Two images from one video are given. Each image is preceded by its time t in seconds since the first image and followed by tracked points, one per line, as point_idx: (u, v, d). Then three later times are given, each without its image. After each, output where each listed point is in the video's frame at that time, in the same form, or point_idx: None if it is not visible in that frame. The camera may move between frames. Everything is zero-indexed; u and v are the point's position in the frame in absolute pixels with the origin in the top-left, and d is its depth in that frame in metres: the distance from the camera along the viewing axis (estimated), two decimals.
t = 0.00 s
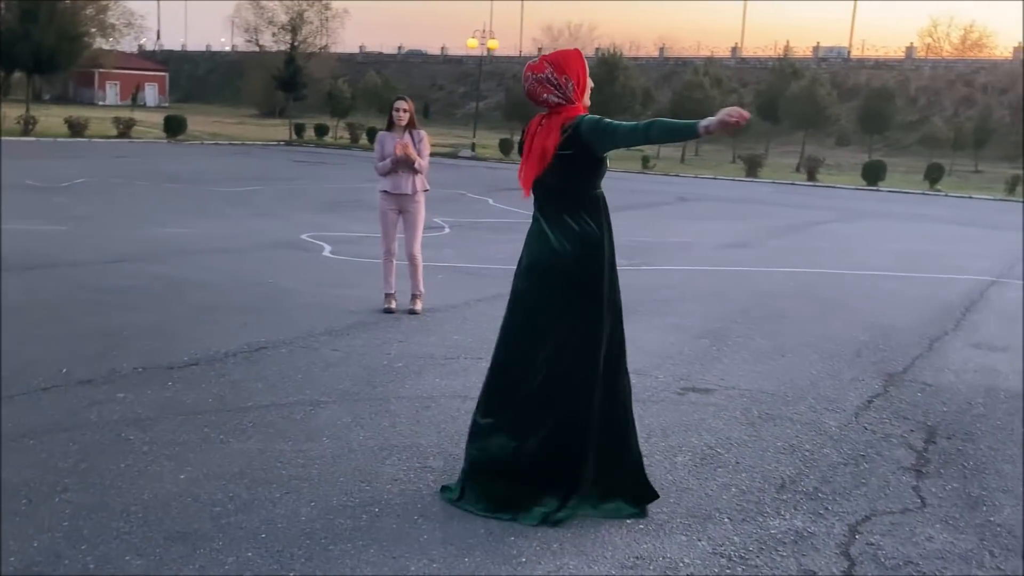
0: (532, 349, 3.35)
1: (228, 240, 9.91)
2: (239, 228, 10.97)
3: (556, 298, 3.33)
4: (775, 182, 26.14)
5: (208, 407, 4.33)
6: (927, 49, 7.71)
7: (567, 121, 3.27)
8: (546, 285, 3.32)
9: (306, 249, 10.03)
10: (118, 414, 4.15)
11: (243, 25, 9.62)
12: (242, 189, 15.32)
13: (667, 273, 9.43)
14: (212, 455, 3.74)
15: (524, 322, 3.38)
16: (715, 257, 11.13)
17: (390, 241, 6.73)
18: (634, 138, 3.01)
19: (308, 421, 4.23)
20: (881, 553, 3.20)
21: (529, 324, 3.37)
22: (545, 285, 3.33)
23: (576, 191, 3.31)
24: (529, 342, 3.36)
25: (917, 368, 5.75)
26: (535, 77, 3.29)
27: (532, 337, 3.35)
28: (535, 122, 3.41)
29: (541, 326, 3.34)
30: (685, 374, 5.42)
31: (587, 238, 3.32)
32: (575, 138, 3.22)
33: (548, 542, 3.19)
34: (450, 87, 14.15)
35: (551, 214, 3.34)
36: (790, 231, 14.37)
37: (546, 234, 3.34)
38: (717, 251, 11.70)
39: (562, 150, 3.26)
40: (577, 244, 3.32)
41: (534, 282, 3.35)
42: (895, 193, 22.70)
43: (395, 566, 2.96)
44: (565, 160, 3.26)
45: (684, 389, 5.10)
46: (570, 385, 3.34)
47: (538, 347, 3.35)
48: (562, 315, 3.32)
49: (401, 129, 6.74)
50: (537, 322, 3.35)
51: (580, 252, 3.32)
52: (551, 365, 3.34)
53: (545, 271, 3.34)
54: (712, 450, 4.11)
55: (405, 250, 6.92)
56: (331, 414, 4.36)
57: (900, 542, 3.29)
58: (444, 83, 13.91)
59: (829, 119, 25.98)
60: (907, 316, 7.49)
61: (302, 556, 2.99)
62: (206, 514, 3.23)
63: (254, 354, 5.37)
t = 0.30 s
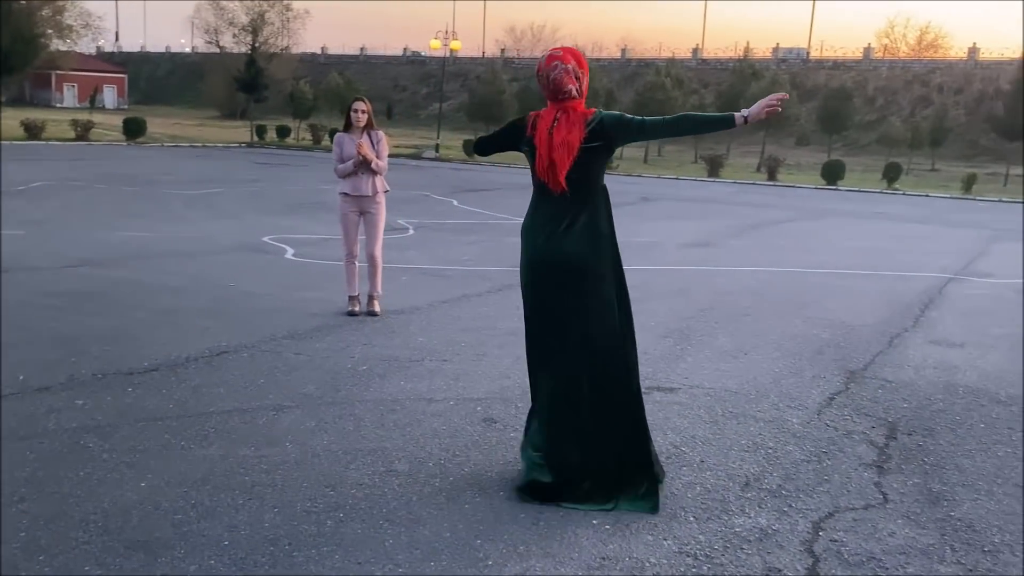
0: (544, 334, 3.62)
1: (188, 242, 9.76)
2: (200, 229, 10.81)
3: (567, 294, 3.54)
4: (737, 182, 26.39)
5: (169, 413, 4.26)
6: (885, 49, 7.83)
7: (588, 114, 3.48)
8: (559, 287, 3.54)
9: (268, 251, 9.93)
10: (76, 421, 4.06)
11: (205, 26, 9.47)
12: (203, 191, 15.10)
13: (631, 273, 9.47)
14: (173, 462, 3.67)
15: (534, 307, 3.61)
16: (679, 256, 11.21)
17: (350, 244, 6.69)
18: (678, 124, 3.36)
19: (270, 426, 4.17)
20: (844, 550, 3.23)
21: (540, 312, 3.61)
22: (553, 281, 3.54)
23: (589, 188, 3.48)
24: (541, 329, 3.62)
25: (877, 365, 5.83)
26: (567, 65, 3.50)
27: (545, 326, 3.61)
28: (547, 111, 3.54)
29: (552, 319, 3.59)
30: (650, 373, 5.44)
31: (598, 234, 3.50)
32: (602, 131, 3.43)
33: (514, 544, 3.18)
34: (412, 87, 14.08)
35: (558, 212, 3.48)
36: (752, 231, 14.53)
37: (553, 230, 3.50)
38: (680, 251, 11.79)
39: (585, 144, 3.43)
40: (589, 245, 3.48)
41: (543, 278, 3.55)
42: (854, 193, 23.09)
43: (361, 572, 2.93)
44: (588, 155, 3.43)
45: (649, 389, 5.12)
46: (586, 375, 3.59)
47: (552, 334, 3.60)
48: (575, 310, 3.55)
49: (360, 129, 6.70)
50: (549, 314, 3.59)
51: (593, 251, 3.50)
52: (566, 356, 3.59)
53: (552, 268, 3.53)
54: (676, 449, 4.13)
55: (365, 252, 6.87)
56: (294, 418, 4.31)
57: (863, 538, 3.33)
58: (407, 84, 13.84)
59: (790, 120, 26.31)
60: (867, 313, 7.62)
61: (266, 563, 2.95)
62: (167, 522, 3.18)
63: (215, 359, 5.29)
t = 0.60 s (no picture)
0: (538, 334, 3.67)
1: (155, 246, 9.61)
2: (166, 233, 10.65)
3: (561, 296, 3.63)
4: (706, 185, 26.57)
5: (137, 421, 4.17)
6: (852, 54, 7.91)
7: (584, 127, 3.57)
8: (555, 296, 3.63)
9: (236, 255, 9.81)
10: (41, 429, 3.96)
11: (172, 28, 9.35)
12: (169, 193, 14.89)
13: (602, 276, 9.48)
14: (141, 472, 3.60)
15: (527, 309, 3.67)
16: (650, 260, 11.25)
17: (321, 248, 6.62)
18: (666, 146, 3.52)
19: (241, 434, 4.10)
20: (819, 554, 3.24)
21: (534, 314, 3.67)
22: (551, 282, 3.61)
23: (585, 197, 3.60)
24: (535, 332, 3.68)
25: (848, 368, 5.88)
26: (573, 73, 3.58)
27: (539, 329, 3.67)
28: (549, 113, 3.57)
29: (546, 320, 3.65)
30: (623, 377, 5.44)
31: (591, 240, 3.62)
32: (598, 146, 3.55)
33: (490, 552, 3.15)
34: (382, 90, 14.01)
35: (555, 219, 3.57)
36: (722, 234, 14.64)
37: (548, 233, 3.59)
38: (651, 254, 11.84)
39: (583, 156, 3.53)
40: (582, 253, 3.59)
41: (539, 282, 3.62)
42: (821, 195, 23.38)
43: None
44: (585, 166, 3.54)
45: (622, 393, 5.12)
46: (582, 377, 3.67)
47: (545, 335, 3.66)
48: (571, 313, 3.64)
49: (331, 133, 6.64)
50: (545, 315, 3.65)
51: (589, 256, 3.61)
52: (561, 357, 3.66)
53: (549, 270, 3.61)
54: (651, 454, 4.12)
55: (336, 257, 6.80)
56: (264, 426, 4.24)
57: (837, 542, 3.34)
58: (376, 87, 13.78)
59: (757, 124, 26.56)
60: (837, 315, 7.70)
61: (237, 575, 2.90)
62: (136, 533, 3.11)
63: (183, 365, 5.20)
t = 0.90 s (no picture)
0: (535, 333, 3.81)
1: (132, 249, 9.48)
2: (143, 236, 10.52)
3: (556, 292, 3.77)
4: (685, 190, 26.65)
5: (115, 428, 4.10)
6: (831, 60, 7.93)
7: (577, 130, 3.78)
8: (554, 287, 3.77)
9: (214, 259, 9.70)
10: (17, 437, 3.88)
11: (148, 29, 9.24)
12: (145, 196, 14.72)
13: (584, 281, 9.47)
14: (120, 480, 3.53)
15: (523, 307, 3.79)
16: (631, 264, 11.25)
17: (302, 253, 6.56)
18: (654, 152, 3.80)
19: (221, 441, 4.04)
20: (806, 561, 3.24)
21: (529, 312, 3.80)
22: (551, 280, 3.75)
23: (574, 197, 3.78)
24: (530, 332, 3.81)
25: (831, 373, 5.90)
26: (568, 76, 3.78)
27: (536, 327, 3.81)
28: (546, 115, 3.76)
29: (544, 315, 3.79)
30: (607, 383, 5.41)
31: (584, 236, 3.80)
32: (592, 148, 3.78)
33: (475, 561, 3.12)
34: (361, 93, 13.95)
35: (551, 217, 3.74)
36: (702, 239, 14.69)
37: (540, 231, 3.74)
38: (632, 259, 11.84)
39: (577, 157, 3.74)
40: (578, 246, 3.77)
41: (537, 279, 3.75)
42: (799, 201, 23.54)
43: None
44: (579, 167, 3.75)
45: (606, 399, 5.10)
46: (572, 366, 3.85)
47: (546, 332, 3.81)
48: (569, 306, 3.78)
49: (314, 137, 6.59)
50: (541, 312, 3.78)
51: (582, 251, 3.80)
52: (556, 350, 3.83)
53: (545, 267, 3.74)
54: (636, 461, 4.11)
55: (318, 261, 6.75)
56: (245, 433, 4.18)
57: (824, 549, 3.34)
58: (356, 90, 13.70)
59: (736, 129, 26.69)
60: (817, 320, 7.74)
61: None
62: (115, 542, 3.05)
63: (161, 371, 5.12)
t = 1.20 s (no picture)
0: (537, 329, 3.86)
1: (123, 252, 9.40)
2: (134, 238, 10.44)
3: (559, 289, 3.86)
4: (677, 193, 26.66)
5: (110, 433, 4.05)
6: (822, 63, 7.92)
7: (582, 137, 3.86)
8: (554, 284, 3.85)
9: (206, 262, 9.64)
10: (10, 442, 3.82)
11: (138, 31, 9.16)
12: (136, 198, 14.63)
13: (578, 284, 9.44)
14: (116, 485, 3.49)
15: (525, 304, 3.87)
16: (624, 267, 11.23)
17: (296, 255, 6.52)
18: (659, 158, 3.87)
19: (217, 446, 4.00)
20: (807, 565, 3.22)
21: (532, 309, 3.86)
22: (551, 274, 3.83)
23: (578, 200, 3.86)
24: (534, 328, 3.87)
25: (827, 376, 5.90)
26: (573, 84, 3.88)
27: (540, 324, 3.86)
28: (554, 121, 3.84)
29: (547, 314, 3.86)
30: (603, 387, 5.39)
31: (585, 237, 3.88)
32: (596, 153, 3.84)
33: (475, 566, 3.10)
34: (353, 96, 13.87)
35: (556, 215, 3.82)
36: (694, 242, 14.69)
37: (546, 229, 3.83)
38: (625, 262, 11.82)
39: (582, 162, 3.81)
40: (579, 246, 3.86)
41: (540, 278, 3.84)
42: (791, 204, 23.58)
43: None
44: (583, 172, 3.82)
45: (603, 402, 5.08)
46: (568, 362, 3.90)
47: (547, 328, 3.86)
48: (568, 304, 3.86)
49: (309, 139, 6.55)
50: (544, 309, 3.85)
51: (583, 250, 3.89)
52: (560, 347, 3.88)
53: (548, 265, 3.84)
54: (635, 464, 4.08)
55: (313, 264, 6.70)
56: (241, 437, 4.14)
57: (825, 553, 3.33)
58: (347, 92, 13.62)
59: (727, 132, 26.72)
60: (812, 323, 7.73)
61: None
62: (110, 549, 3.01)
63: (156, 374, 5.07)
